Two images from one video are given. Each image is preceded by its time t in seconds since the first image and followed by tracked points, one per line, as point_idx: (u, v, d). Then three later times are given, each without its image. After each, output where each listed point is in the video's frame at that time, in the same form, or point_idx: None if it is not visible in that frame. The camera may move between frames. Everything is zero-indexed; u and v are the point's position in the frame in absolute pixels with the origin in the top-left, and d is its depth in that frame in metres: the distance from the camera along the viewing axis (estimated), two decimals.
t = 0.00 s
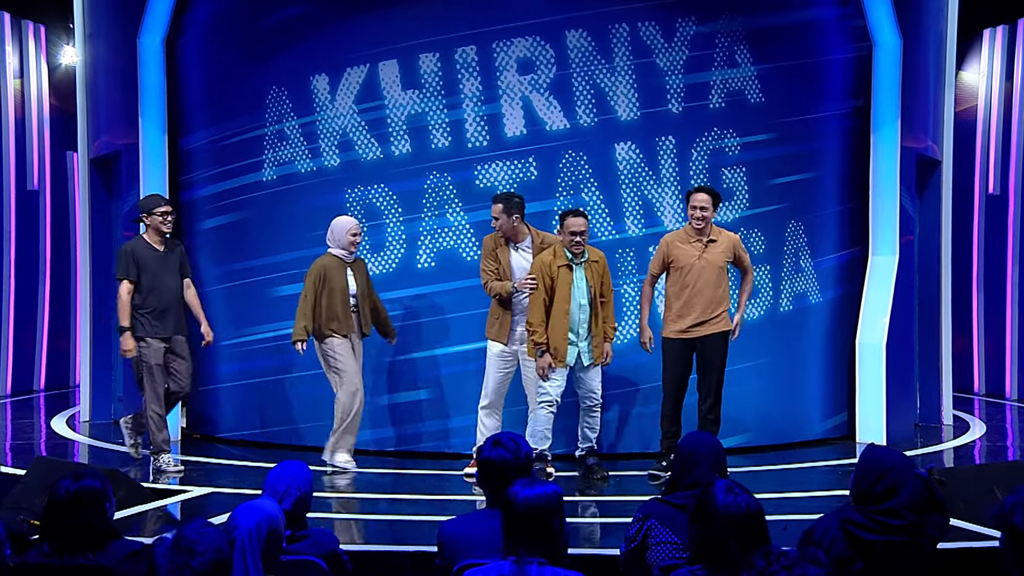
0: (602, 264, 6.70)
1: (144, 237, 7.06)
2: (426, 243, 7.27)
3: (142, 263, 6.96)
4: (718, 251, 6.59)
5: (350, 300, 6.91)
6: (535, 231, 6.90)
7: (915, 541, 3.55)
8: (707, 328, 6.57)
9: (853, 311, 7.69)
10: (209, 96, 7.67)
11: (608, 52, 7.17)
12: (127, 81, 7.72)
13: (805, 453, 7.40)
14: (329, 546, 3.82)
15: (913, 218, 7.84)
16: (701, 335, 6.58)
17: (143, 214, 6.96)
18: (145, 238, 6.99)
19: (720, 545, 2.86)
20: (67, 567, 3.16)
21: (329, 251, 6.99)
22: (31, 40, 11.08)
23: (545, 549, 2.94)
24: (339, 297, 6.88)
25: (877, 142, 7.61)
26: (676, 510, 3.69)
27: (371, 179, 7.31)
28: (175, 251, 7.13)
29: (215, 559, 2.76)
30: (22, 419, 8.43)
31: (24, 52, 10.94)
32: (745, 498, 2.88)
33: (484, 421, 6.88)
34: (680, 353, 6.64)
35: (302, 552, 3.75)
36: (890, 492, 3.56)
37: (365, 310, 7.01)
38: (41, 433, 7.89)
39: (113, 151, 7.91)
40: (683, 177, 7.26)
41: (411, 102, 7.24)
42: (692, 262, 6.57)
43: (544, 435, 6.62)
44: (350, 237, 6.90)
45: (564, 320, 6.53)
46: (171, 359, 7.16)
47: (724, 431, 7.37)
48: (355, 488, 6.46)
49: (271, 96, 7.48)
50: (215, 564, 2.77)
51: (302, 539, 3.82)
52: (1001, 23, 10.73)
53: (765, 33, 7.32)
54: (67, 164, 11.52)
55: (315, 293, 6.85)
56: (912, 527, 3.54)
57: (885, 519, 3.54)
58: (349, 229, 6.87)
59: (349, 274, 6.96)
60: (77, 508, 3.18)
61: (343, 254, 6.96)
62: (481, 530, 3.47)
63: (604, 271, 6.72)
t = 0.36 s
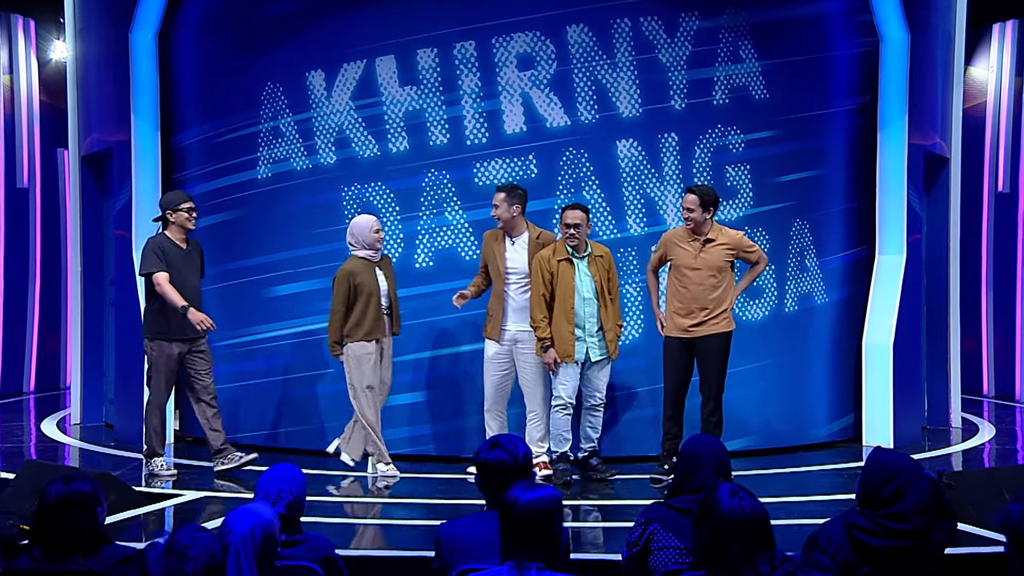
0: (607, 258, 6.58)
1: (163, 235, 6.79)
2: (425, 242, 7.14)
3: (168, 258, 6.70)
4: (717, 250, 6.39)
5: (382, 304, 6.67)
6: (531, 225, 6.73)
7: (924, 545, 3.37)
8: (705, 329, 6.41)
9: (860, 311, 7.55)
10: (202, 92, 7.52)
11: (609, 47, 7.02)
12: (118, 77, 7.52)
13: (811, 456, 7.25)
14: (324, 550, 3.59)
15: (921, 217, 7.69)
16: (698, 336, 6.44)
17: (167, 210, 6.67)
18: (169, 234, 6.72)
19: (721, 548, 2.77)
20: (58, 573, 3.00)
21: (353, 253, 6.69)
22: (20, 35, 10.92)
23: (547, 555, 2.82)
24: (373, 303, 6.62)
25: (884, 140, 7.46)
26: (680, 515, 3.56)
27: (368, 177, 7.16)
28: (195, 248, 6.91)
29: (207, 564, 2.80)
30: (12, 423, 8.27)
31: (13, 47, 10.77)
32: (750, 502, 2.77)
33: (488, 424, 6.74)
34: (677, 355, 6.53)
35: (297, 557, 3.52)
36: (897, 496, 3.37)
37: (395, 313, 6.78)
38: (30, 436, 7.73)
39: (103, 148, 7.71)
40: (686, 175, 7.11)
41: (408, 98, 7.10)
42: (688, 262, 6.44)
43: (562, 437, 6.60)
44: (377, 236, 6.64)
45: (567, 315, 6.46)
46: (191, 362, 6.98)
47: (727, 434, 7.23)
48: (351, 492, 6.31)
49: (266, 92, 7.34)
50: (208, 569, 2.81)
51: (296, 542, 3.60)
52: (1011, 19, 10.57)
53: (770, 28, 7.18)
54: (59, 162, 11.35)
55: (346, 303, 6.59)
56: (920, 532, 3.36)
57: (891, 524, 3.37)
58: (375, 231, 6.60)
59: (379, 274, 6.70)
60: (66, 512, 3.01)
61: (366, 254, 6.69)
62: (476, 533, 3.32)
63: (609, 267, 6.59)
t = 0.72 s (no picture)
0: (614, 259, 6.39)
1: (197, 232, 6.64)
2: (419, 240, 6.98)
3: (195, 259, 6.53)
4: (713, 256, 6.23)
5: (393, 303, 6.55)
6: (507, 227, 6.50)
7: (929, 549, 3.18)
8: (704, 331, 6.27)
9: (864, 311, 7.40)
10: (192, 88, 7.37)
11: (608, 41, 6.87)
12: (107, 73, 7.36)
13: (815, 460, 7.10)
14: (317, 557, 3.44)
15: (926, 215, 7.54)
16: (695, 339, 6.31)
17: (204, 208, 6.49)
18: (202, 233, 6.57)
19: (723, 555, 2.70)
20: None
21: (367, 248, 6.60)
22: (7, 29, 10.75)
23: (544, 561, 2.72)
24: (382, 301, 6.50)
25: (888, 137, 7.31)
26: (680, 519, 3.41)
27: (362, 174, 7.00)
28: (229, 251, 6.72)
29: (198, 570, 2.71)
30: None
31: None
32: (751, 506, 2.71)
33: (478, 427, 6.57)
34: (677, 356, 6.39)
35: (288, 563, 3.34)
36: (900, 499, 3.17)
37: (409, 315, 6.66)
38: (16, 439, 7.57)
39: (91, 144, 7.56)
40: (687, 172, 6.96)
41: (403, 94, 6.95)
42: (687, 262, 6.34)
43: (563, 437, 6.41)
44: (394, 235, 6.53)
45: (567, 316, 6.32)
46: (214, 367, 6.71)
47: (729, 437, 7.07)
48: (344, 497, 6.15)
49: (257, 88, 7.18)
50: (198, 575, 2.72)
51: (288, 548, 3.42)
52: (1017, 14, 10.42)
53: (772, 22, 7.03)
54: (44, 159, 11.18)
55: (356, 293, 6.46)
56: (925, 536, 3.16)
57: (896, 529, 3.16)
58: (391, 227, 6.50)
59: (392, 273, 6.58)
60: (53, 517, 2.87)
61: (383, 251, 6.57)
62: (476, 537, 3.17)
63: (618, 268, 6.39)
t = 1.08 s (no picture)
0: (618, 256, 6.20)
1: (216, 228, 6.44)
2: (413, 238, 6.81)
3: (210, 256, 6.34)
4: (713, 253, 6.07)
5: (392, 303, 6.30)
6: (505, 233, 6.16)
7: (934, 553, 3.04)
8: (704, 331, 6.10)
9: (869, 310, 7.23)
10: (181, 81, 7.18)
11: (607, 34, 6.70)
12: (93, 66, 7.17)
13: (819, 462, 6.93)
14: (309, 562, 3.30)
15: (933, 212, 7.36)
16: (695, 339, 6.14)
17: (220, 204, 6.29)
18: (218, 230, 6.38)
19: (724, 558, 2.60)
20: None
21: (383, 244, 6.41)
22: None
23: (549, 571, 2.74)
24: (380, 294, 6.30)
25: (895, 131, 7.13)
26: (681, 523, 3.22)
27: (355, 170, 6.83)
28: (248, 250, 6.51)
29: None
30: None
31: None
32: (754, 510, 2.61)
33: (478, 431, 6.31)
34: (681, 356, 6.21)
35: (279, 568, 3.22)
36: (903, 503, 3.02)
37: (406, 315, 6.33)
38: None
39: (76, 139, 7.37)
40: (688, 168, 6.79)
41: (397, 88, 6.77)
42: (686, 261, 6.15)
43: (568, 439, 6.27)
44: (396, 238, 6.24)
45: (570, 316, 6.17)
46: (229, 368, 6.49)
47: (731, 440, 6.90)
48: (336, 501, 5.97)
49: (247, 81, 7.00)
50: None
51: (278, 554, 3.28)
52: None
53: (775, 14, 6.86)
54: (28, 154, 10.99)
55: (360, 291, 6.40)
56: (930, 539, 3.02)
57: (900, 533, 3.01)
58: (393, 231, 6.20)
59: (399, 272, 6.32)
60: (36, 521, 2.75)
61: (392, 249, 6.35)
62: (471, 546, 2.99)
63: (621, 266, 6.20)
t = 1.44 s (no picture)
0: (624, 252, 6.01)
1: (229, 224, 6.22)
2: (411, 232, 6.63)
3: (228, 254, 6.13)
4: (714, 245, 5.90)
5: (394, 306, 6.09)
6: (513, 228, 6.02)
7: (944, 558, 2.88)
8: (709, 327, 5.92)
9: (878, 306, 7.06)
10: (172, 72, 7.01)
11: (609, 23, 6.53)
12: (82, 57, 7.00)
13: (826, 463, 6.76)
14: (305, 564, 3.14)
15: (944, 205, 7.18)
16: (699, 337, 5.94)
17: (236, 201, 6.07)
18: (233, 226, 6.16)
19: (730, 562, 2.43)
20: None
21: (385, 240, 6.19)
22: None
23: None
24: (382, 297, 6.11)
25: (905, 124, 6.97)
26: (686, 524, 3.05)
27: (351, 163, 6.66)
28: (262, 243, 6.32)
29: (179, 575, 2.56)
30: None
31: None
32: (759, 511, 2.43)
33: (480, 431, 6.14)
34: (686, 355, 6.01)
35: (274, 570, 3.06)
36: (911, 503, 2.87)
37: (410, 315, 6.11)
38: None
39: (64, 131, 7.21)
40: (692, 161, 6.61)
41: (394, 79, 6.60)
42: (686, 258, 5.94)
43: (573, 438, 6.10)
44: (395, 237, 6.02)
45: (576, 309, 6.04)
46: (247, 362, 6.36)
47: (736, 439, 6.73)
48: (333, 501, 5.81)
49: (240, 72, 6.83)
50: None
51: (272, 555, 3.10)
52: None
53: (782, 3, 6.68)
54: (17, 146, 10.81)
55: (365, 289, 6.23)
56: (940, 542, 2.86)
57: (908, 534, 2.86)
58: (388, 230, 5.98)
59: (400, 270, 6.11)
60: (24, 522, 2.65)
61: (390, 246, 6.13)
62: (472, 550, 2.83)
63: (626, 262, 6.00)
